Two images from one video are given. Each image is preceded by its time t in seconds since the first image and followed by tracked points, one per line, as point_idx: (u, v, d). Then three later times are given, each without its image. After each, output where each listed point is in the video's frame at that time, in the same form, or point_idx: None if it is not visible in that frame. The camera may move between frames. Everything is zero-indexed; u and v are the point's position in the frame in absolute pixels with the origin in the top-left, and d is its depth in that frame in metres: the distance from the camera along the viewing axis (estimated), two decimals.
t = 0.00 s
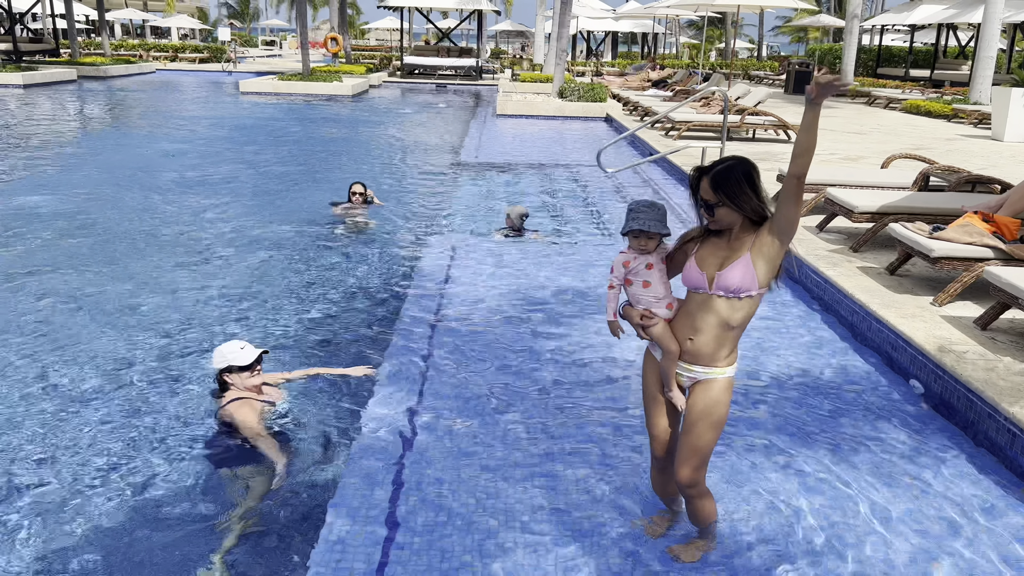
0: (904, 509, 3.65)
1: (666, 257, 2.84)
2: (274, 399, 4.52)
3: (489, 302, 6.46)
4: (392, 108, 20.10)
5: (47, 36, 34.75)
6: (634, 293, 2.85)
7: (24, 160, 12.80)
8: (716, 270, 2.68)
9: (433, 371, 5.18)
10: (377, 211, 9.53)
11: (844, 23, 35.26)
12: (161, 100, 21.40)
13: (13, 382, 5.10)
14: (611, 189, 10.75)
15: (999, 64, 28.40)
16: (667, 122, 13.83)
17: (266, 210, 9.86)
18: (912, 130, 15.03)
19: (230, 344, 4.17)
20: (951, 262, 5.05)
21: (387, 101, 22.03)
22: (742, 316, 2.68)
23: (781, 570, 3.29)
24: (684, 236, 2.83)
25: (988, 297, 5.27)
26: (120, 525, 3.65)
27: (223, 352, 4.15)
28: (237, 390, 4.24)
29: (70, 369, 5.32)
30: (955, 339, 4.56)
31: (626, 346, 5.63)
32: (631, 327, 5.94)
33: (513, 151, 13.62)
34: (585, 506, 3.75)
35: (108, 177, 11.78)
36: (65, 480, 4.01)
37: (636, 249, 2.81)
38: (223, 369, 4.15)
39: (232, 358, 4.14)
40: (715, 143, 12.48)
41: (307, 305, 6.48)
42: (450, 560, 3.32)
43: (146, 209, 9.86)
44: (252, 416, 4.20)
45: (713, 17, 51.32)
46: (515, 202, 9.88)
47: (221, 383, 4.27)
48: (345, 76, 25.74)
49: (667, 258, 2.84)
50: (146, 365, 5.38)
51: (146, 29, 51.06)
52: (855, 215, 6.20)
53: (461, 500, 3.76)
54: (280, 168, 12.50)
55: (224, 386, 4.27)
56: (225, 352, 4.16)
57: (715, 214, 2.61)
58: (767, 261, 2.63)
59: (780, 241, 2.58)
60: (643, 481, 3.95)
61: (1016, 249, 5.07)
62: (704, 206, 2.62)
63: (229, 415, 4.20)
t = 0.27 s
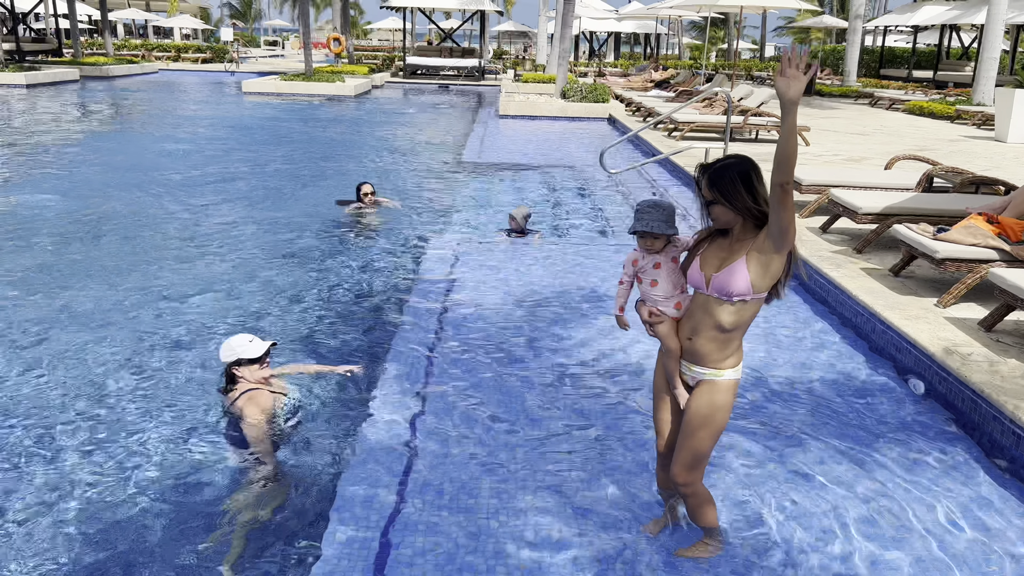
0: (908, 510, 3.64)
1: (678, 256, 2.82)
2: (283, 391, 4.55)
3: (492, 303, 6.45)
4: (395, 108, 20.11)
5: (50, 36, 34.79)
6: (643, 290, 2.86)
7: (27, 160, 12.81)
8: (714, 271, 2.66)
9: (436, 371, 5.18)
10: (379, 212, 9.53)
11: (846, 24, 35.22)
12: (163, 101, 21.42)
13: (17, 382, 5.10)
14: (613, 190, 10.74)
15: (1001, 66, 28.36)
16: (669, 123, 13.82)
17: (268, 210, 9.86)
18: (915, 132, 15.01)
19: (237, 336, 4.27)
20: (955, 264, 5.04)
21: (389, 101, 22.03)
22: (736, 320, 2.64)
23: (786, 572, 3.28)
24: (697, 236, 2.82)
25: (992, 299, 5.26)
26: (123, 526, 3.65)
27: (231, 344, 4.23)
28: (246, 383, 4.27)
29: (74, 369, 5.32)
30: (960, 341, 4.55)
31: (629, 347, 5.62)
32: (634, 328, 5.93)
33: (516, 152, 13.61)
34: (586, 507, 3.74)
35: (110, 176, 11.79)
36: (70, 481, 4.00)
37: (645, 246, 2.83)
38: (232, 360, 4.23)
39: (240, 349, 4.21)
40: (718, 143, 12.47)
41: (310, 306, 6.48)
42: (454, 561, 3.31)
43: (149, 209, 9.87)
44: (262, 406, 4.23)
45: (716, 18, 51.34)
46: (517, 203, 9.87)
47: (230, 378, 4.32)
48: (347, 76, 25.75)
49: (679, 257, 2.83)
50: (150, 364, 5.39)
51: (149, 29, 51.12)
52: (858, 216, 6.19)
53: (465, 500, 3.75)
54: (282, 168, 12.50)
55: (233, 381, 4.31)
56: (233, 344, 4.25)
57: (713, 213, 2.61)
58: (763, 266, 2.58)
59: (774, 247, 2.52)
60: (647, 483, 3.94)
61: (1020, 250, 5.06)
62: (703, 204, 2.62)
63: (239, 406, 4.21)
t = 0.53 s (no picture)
0: (910, 513, 3.63)
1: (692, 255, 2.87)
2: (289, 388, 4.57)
3: (493, 304, 6.44)
4: (395, 109, 20.11)
5: (52, 36, 34.86)
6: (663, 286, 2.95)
7: (28, 160, 12.83)
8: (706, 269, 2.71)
9: (437, 372, 5.17)
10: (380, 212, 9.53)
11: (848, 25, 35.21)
12: (165, 101, 21.45)
13: (17, 383, 5.09)
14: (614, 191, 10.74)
15: (1003, 67, 28.35)
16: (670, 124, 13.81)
17: (269, 211, 9.86)
18: (917, 132, 15.00)
19: (240, 333, 4.29)
20: (957, 265, 5.03)
21: (390, 102, 22.05)
22: (716, 318, 2.66)
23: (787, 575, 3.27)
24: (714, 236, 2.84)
25: (995, 301, 5.25)
26: (123, 528, 3.64)
27: (235, 341, 4.25)
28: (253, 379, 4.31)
29: (74, 370, 5.32)
30: (962, 342, 4.54)
31: (630, 348, 5.61)
32: (635, 330, 5.93)
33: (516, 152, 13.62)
34: (587, 509, 3.73)
35: (112, 177, 11.79)
36: (71, 482, 4.00)
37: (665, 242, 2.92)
38: (237, 357, 4.26)
39: (245, 346, 4.24)
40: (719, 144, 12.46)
41: (311, 307, 6.47)
42: (454, 564, 3.31)
43: (150, 210, 9.87)
44: (272, 400, 4.27)
45: (717, 18, 51.33)
46: (518, 204, 9.87)
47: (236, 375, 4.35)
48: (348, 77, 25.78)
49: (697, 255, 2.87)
50: (151, 365, 5.38)
51: (150, 30, 51.19)
52: (860, 217, 6.18)
53: (465, 502, 3.75)
54: (283, 168, 12.51)
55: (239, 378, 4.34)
56: (236, 342, 4.28)
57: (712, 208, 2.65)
58: (742, 268, 2.58)
59: (750, 247, 2.52)
60: (648, 485, 3.93)
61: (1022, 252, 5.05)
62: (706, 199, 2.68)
63: (250, 403, 4.24)
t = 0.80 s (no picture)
0: (910, 515, 3.62)
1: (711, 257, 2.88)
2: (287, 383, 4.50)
3: (493, 304, 6.44)
4: (396, 110, 20.11)
5: (53, 37, 34.92)
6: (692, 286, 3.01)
7: (28, 161, 12.85)
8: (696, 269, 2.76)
9: (436, 373, 5.16)
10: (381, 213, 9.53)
11: (848, 26, 35.24)
12: (165, 102, 21.48)
13: (17, 383, 5.08)
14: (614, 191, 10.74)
15: (1003, 68, 28.36)
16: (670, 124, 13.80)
17: (269, 211, 9.87)
18: (917, 133, 14.99)
19: (240, 328, 4.20)
20: (958, 266, 5.02)
21: (390, 102, 22.07)
22: (688, 316, 2.73)
23: None
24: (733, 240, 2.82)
25: (995, 301, 5.24)
26: (121, 529, 3.63)
27: (236, 338, 4.16)
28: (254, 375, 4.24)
29: (74, 370, 5.31)
30: (962, 343, 4.53)
31: (630, 349, 5.61)
32: (635, 331, 5.93)
33: (516, 153, 13.62)
34: (586, 510, 3.72)
35: (112, 177, 11.79)
36: (69, 482, 3.99)
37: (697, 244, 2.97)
38: (238, 352, 4.17)
39: (246, 342, 4.15)
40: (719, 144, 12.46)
41: (309, 308, 6.47)
42: (452, 565, 3.29)
43: (149, 210, 9.88)
44: (275, 397, 4.22)
45: (717, 19, 51.37)
46: (518, 204, 9.87)
47: (235, 371, 4.26)
48: (348, 77, 25.82)
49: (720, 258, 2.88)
50: (150, 366, 5.37)
51: (151, 31, 51.30)
52: (860, 217, 6.17)
53: (464, 503, 3.73)
54: (283, 169, 12.51)
55: (239, 375, 4.26)
56: (236, 338, 4.18)
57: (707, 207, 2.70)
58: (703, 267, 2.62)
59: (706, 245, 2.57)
60: (648, 486, 3.92)
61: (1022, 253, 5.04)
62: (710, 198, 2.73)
63: (252, 401, 4.17)
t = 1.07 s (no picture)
0: (908, 515, 3.62)
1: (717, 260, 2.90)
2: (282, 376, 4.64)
3: (491, 304, 6.45)
4: (394, 111, 20.09)
5: (52, 38, 34.89)
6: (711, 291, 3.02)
7: (27, 162, 12.84)
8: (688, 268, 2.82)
9: (434, 373, 5.17)
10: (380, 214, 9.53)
11: (846, 26, 35.26)
12: (164, 103, 21.48)
13: (15, 385, 5.07)
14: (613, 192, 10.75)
15: (1001, 69, 28.39)
16: (669, 125, 13.80)
17: (268, 212, 9.88)
18: (915, 133, 15.01)
19: (241, 328, 4.26)
20: (955, 266, 5.02)
21: (389, 103, 22.08)
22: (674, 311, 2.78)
23: None
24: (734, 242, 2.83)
25: (992, 301, 5.25)
26: (121, 529, 3.63)
27: (238, 339, 4.23)
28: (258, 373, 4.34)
29: (73, 371, 5.31)
30: (960, 344, 4.53)
31: (628, 349, 5.62)
32: (634, 331, 5.93)
33: (515, 154, 13.63)
34: (584, 511, 3.72)
35: (111, 179, 11.78)
36: (68, 483, 3.99)
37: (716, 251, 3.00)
38: (249, 351, 4.25)
39: (258, 340, 4.24)
40: (718, 145, 12.47)
41: (308, 308, 6.47)
42: (450, 565, 3.30)
43: (148, 211, 9.88)
44: (279, 392, 4.37)
45: (716, 20, 51.41)
46: (517, 205, 9.87)
47: (237, 367, 4.36)
48: (347, 78, 25.82)
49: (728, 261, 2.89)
50: (150, 366, 5.37)
51: (149, 32, 51.28)
52: (858, 218, 6.18)
53: (463, 503, 3.74)
54: (282, 170, 12.52)
55: (241, 372, 4.36)
56: (238, 338, 4.25)
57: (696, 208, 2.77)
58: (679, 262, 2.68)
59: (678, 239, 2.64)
60: (646, 486, 3.93)
61: (1020, 253, 5.05)
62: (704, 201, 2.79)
63: (257, 399, 4.31)
